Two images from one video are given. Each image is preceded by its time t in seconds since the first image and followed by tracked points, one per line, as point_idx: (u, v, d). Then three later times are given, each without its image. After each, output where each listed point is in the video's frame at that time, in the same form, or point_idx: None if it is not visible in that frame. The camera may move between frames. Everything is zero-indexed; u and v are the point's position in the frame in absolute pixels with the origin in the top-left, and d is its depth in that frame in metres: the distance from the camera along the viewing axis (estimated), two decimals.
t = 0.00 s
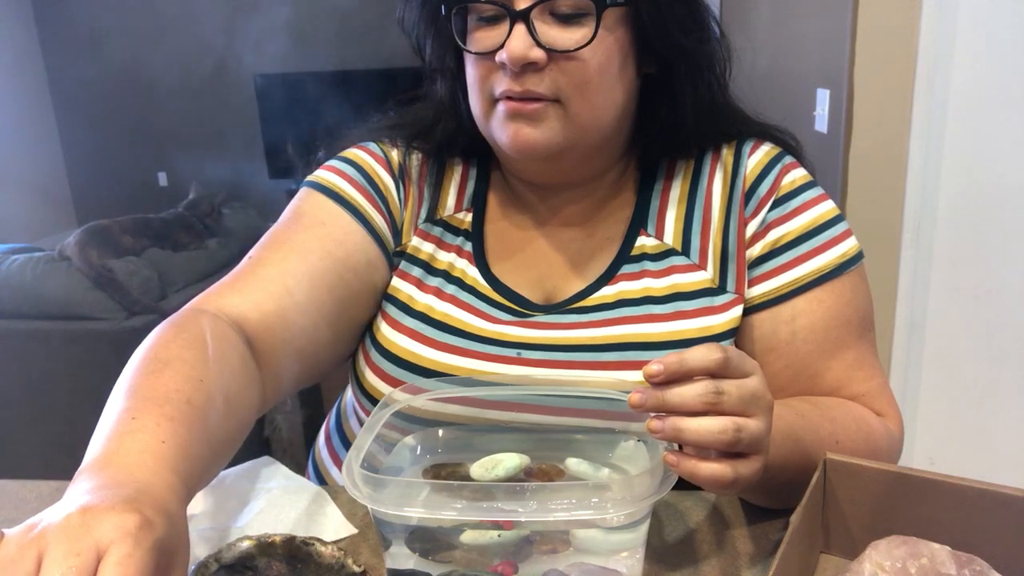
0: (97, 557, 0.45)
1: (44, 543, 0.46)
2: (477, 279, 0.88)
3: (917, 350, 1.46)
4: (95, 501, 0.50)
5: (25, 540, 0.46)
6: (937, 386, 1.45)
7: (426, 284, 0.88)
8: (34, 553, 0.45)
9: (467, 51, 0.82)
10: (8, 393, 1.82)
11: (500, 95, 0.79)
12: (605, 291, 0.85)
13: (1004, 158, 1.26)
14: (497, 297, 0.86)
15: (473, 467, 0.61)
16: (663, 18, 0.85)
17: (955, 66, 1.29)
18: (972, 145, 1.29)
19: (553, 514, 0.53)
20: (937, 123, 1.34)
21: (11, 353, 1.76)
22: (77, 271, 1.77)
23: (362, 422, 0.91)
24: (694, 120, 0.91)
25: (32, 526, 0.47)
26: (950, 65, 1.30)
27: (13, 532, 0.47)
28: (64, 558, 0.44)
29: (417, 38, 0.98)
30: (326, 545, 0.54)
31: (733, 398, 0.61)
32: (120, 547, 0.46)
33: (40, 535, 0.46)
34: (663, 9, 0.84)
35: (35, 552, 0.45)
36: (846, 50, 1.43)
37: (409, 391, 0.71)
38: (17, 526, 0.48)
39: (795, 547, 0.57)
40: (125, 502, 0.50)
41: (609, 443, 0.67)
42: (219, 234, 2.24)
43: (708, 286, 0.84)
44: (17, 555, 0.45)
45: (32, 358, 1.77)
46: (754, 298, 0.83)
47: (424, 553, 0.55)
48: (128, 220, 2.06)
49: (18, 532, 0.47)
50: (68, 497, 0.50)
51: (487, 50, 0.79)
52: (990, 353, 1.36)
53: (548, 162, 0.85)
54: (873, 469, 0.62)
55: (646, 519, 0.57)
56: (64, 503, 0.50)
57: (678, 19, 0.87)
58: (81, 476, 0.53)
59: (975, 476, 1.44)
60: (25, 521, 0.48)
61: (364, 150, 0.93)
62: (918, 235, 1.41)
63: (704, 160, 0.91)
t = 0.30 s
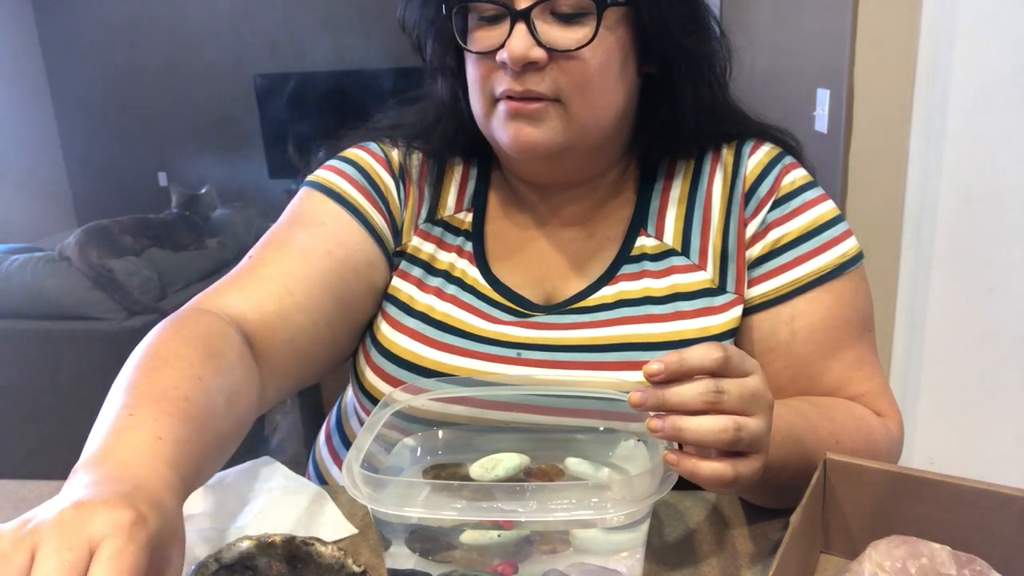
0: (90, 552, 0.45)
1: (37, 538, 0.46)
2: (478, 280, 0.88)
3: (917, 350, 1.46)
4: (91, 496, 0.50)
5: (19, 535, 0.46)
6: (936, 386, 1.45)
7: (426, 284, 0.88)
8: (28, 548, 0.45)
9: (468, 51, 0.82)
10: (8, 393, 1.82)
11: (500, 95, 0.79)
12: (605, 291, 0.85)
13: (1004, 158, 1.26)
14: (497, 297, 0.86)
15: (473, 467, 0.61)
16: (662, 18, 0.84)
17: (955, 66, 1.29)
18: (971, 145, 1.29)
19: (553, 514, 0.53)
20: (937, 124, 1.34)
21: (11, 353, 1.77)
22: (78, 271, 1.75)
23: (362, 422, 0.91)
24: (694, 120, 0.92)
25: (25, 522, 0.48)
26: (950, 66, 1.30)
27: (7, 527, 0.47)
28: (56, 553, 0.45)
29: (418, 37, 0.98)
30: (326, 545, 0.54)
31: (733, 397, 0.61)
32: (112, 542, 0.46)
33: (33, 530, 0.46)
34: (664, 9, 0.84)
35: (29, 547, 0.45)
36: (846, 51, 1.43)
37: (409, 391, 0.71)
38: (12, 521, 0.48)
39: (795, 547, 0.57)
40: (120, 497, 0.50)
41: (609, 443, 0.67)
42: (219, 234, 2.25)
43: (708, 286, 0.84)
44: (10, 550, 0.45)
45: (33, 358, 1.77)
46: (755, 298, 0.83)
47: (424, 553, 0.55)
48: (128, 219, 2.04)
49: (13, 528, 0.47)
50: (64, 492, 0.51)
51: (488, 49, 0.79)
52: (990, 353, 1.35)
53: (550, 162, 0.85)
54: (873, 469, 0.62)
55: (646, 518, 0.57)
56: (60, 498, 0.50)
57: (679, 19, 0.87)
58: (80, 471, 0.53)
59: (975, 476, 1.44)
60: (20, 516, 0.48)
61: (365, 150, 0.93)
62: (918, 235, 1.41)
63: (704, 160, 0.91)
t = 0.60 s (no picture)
0: (87, 547, 0.45)
1: (34, 534, 0.46)
2: (478, 279, 0.88)
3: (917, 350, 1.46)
4: (89, 491, 0.50)
5: (17, 531, 0.46)
6: (936, 386, 1.45)
7: (427, 284, 0.88)
8: (25, 543, 0.45)
9: (468, 50, 0.82)
10: (10, 393, 1.83)
11: (501, 94, 0.79)
12: (606, 290, 0.85)
13: (1004, 159, 1.26)
14: (497, 297, 0.86)
15: (473, 467, 0.61)
16: (663, 19, 0.84)
17: (955, 67, 1.29)
18: (971, 145, 1.29)
19: (553, 514, 0.53)
20: (936, 124, 1.34)
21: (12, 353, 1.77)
22: (78, 272, 1.75)
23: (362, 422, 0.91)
24: (695, 120, 0.92)
25: (23, 517, 0.48)
26: (950, 66, 1.30)
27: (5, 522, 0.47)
28: (53, 548, 0.45)
29: (419, 37, 0.97)
30: (326, 545, 0.54)
31: (733, 397, 0.61)
32: (109, 537, 0.46)
33: (30, 526, 0.46)
34: (665, 9, 0.84)
35: (26, 543, 0.45)
36: (846, 51, 1.43)
37: (410, 390, 0.71)
38: (10, 516, 0.48)
39: (795, 547, 0.57)
40: (118, 494, 0.50)
41: (609, 443, 0.67)
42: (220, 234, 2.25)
43: (708, 286, 0.84)
44: (7, 545, 0.45)
45: (34, 358, 1.77)
46: (755, 298, 0.83)
47: (424, 553, 0.55)
48: (128, 219, 2.04)
49: (11, 523, 0.47)
50: (63, 489, 0.51)
51: (488, 49, 0.79)
52: (991, 354, 1.35)
53: (551, 161, 0.85)
54: (874, 469, 0.62)
55: (646, 518, 0.57)
56: (58, 494, 0.50)
57: (680, 19, 0.87)
58: (79, 468, 0.53)
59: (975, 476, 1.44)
60: (18, 511, 0.48)
61: (365, 149, 0.93)
62: (918, 235, 1.41)
63: (704, 160, 0.91)
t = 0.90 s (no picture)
0: (91, 553, 0.45)
1: (38, 537, 0.46)
2: (478, 278, 0.88)
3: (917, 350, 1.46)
4: (92, 495, 0.50)
5: (20, 535, 0.46)
6: (936, 385, 1.46)
7: (427, 283, 0.88)
8: (29, 547, 0.45)
9: (470, 50, 0.82)
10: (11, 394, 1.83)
11: (502, 94, 0.79)
12: (606, 290, 0.85)
13: (1004, 158, 1.26)
14: (498, 296, 0.86)
15: (473, 467, 0.61)
16: (665, 19, 0.84)
17: (954, 67, 1.29)
18: (971, 145, 1.29)
19: (553, 514, 0.53)
20: (936, 124, 1.34)
21: (13, 353, 1.77)
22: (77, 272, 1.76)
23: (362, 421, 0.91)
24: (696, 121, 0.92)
25: (27, 521, 0.48)
26: (949, 66, 1.30)
27: (9, 526, 0.47)
28: (57, 553, 0.45)
29: (420, 37, 0.97)
30: (326, 545, 0.54)
31: (733, 396, 0.61)
32: (113, 541, 0.46)
33: (34, 530, 0.46)
34: (666, 10, 0.84)
35: (30, 547, 0.45)
36: (846, 51, 1.43)
37: (412, 390, 0.71)
38: (14, 520, 0.48)
39: (795, 546, 0.57)
40: (120, 496, 0.50)
41: (609, 443, 0.67)
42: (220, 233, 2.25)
43: (709, 285, 0.84)
44: (11, 548, 0.45)
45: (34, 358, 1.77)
46: (756, 297, 0.83)
47: (424, 553, 0.55)
48: (127, 219, 2.06)
49: (14, 527, 0.47)
50: (66, 492, 0.51)
51: (489, 49, 0.79)
52: (991, 354, 1.35)
53: (552, 160, 0.85)
54: (874, 469, 0.62)
55: (646, 519, 0.57)
56: (61, 498, 0.50)
57: (681, 19, 0.87)
58: (80, 471, 0.53)
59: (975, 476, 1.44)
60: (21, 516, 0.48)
61: (366, 148, 0.93)
62: (918, 235, 1.41)
63: (704, 160, 0.91)
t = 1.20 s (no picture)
0: (88, 549, 0.45)
1: (35, 532, 0.46)
2: (478, 276, 0.87)
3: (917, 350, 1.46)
4: (89, 491, 0.50)
5: (18, 529, 0.46)
6: (936, 385, 1.46)
7: (427, 282, 0.88)
8: (26, 542, 0.45)
9: (472, 49, 0.82)
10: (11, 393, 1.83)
11: (504, 94, 0.79)
12: (607, 288, 0.85)
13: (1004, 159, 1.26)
14: (499, 295, 0.86)
15: (473, 467, 0.61)
16: (666, 17, 0.85)
17: (954, 68, 1.29)
18: (971, 145, 1.29)
19: (553, 514, 0.53)
20: (936, 124, 1.34)
21: (13, 352, 1.77)
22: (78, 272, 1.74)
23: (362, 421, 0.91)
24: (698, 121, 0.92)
25: (23, 517, 0.47)
26: (950, 67, 1.30)
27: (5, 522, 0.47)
28: (54, 548, 0.44)
29: (421, 37, 0.97)
30: (326, 545, 0.54)
31: (734, 396, 0.61)
32: (110, 538, 0.46)
33: (32, 525, 0.46)
34: (667, 10, 0.84)
35: (26, 542, 0.45)
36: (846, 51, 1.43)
37: (413, 390, 0.71)
38: (9, 516, 0.48)
39: (795, 546, 0.57)
40: (118, 493, 0.50)
41: (609, 443, 0.67)
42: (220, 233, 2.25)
43: (710, 285, 0.84)
44: (7, 544, 0.45)
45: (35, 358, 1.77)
46: (757, 297, 0.83)
47: (424, 553, 0.55)
48: (128, 219, 2.08)
49: (12, 522, 0.46)
50: (63, 488, 0.50)
51: (492, 48, 0.79)
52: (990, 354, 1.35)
53: (554, 159, 0.85)
54: (874, 469, 0.62)
55: (646, 519, 0.57)
56: (59, 493, 0.50)
57: (682, 20, 0.87)
58: (79, 467, 0.53)
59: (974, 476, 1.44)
60: (18, 511, 0.48)
61: (366, 148, 0.93)
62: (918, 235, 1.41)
63: (706, 160, 0.91)
